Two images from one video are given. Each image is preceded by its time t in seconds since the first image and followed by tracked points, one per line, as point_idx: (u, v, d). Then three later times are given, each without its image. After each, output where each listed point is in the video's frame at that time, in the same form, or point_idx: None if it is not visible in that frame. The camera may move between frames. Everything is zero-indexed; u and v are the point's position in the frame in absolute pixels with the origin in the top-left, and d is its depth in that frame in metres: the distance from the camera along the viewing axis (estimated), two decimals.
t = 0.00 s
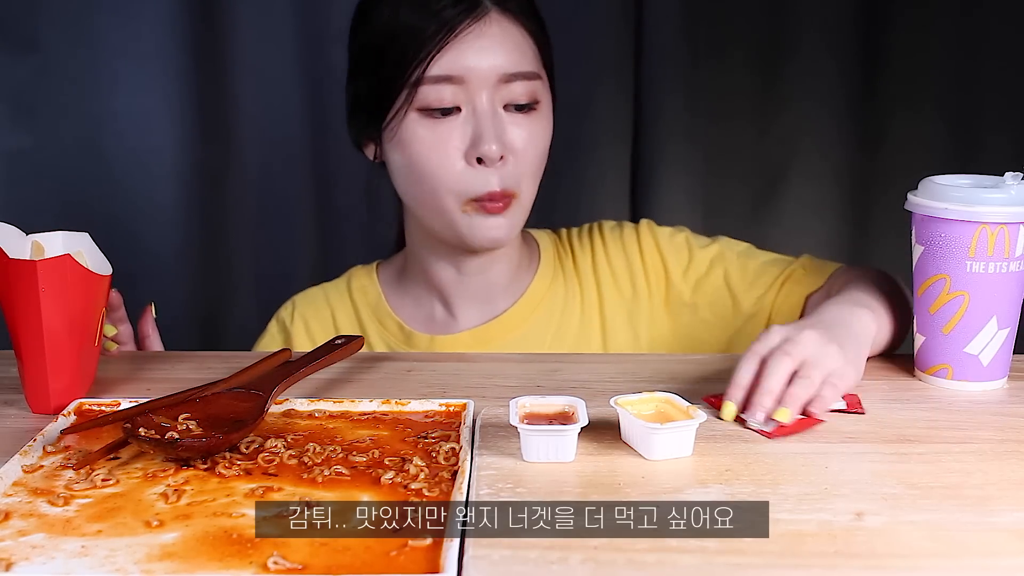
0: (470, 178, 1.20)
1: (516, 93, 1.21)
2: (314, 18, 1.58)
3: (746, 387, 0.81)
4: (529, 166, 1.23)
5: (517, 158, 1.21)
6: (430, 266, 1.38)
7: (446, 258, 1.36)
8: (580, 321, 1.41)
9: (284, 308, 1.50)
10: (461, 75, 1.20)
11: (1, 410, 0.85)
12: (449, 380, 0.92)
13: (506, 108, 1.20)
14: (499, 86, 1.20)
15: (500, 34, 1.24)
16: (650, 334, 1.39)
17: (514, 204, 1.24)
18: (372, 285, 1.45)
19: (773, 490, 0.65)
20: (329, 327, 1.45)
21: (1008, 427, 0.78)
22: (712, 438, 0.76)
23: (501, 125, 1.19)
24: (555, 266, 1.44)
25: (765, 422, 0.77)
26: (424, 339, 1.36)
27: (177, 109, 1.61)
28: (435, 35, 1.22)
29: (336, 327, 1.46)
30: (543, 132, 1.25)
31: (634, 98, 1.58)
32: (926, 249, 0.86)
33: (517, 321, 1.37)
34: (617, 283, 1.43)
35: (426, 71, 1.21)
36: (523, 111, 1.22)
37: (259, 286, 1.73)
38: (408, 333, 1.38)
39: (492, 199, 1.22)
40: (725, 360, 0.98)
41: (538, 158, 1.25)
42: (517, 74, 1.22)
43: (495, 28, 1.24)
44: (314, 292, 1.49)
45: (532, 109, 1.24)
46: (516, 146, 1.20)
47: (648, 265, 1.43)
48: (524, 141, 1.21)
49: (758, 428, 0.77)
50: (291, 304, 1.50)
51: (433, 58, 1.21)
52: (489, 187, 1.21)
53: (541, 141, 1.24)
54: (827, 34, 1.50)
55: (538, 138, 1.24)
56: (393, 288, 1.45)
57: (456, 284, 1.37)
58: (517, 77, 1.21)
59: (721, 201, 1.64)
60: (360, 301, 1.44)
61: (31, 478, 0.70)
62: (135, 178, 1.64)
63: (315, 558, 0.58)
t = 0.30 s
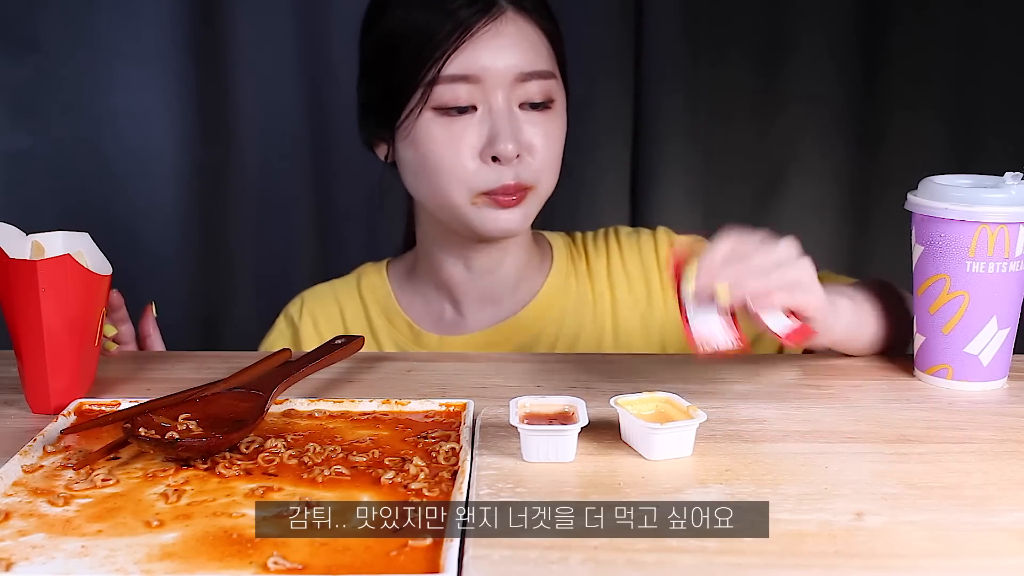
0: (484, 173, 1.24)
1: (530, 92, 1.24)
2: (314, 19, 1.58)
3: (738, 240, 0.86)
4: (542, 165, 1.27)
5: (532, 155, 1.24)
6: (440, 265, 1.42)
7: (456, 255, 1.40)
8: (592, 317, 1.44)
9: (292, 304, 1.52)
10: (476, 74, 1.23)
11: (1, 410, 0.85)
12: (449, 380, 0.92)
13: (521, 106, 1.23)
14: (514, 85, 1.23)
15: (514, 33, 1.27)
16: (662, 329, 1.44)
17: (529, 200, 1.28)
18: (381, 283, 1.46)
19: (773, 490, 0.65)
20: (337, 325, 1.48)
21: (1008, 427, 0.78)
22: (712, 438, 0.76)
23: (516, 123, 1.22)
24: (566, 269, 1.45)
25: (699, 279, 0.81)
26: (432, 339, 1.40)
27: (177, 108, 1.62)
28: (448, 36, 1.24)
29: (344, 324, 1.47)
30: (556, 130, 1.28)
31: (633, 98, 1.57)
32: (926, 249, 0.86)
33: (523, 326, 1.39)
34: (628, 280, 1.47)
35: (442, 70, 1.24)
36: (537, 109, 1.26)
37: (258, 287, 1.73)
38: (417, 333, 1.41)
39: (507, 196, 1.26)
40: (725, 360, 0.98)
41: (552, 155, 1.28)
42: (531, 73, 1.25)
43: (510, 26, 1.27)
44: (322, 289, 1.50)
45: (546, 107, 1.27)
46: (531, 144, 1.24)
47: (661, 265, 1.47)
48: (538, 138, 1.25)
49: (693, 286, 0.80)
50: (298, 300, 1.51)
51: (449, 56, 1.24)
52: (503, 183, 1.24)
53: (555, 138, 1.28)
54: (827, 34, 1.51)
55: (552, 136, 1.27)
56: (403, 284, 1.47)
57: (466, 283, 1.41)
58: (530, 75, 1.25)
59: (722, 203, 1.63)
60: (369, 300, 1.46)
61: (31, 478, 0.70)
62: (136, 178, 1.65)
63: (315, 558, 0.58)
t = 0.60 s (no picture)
0: (482, 171, 1.24)
1: (531, 87, 1.24)
2: (314, 19, 1.58)
3: (788, 178, 0.90)
4: (541, 162, 1.26)
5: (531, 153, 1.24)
6: (445, 267, 1.42)
7: (460, 256, 1.40)
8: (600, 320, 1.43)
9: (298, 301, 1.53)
10: (476, 68, 1.23)
11: (1, 410, 0.85)
12: (449, 380, 0.92)
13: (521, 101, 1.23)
14: (514, 80, 1.23)
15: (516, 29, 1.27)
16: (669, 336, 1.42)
17: (526, 200, 1.27)
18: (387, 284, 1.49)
19: (773, 490, 0.65)
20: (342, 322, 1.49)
21: (1008, 427, 0.77)
22: (712, 438, 0.76)
23: (514, 118, 1.22)
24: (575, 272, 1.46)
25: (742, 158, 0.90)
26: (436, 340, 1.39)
27: (177, 108, 1.62)
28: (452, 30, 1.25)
29: (348, 322, 1.49)
30: (558, 127, 1.28)
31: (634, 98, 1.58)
32: (926, 249, 0.86)
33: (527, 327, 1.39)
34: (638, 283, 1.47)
35: (443, 62, 1.25)
36: (539, 105, 1.25)
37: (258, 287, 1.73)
38: (421, 331, 1.41)
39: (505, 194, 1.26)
40: (725, 360, 0.98)
41: (553, 154, 1.28)
42: (533, 68, 1.25)
43: (513, 21, 1.28)
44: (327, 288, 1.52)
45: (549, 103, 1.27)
46: (531, 142, 1.24)
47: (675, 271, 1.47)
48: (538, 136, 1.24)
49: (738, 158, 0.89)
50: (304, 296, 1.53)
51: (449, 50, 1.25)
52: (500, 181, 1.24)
53: (556, 137, 1.27)
54: (828, 34, 1.51)
55: (552, 133, 1.26)
56: (408, 285, 1.49)
57: (470, 285, 1.42)
58: (532, 71, 1.24)
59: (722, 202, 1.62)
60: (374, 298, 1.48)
61: (31, 478, 0.70)
62: (135, 177, 1.65)
63: (315, 558, 0.57)
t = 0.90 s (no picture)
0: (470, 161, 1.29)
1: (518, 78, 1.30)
2: (314, 19, 1.58)
3: (818, 148, 1.01)
4: (530, 151, 1.30)
5: (519, 142, 1.29)
6: (452, 264, 1.44)
7: (467, 252, 1.42)
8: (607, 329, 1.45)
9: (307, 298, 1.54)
10: (463, 61, 1.31)
11: (1, 410, 0.85)
12: (449, 380, 0.92)
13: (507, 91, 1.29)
14: (501, 72, 1.29)
15: (505, 23, 1.32)
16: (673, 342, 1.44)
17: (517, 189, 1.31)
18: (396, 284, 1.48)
19: (773, 490, 0.65)
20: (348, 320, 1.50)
21: (1008, 427, 0.77)
22: (712, 438, 0.76)
23: (499, 108, 1.28)
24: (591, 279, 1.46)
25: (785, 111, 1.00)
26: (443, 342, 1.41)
27: (176, 108, 1.62)
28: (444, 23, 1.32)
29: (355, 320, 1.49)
30: (549, 116, 1.31)
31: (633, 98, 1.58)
32: (926, 249, 0.86)
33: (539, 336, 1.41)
34: (649, 286, 1.48)
35: (431, 58, 1.33)
36: (526, 95, 1.30)
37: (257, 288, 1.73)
38: (429, 335, 1.42)
39: (495, 183, 1.29)
40: (726, 360, 0.98)
41: (544, 143, 1.31)
42: (521, 60, 1.30)
43: (502, 14, 1.32)
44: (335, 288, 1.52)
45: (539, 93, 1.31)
46: (517, 131, 1.28)
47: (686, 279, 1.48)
48: (524, 125, 1.29)
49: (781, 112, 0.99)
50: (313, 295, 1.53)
51: (437, 43, 1.33)
52: (487, 170, 1.28)
53: (546, 125, 1.30)
54: (827, 34, 1.51)
55: (541, 122, 1.30)
56: (420, 285, 1.49)
57: (476, 283, 1.43)
58: (519, 63, 1.30)
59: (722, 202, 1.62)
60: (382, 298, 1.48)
61: (31, 478, 0.70)
62: (134, 177, 1.65)
63: (315, 558, 0.58)
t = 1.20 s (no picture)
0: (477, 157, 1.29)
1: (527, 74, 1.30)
2: (314, 20, 1.58)
3: (851, 145, 1.05)
4: (538, 147, 1.30)
5: (526, 138, 1.29)
6: (461, 260, 1.44)
7: (476, 248, 1.42)
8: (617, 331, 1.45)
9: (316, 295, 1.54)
10: (471, 57, 1.31)
11: (1, 410, 0.85)
12: (449, 380, 0.92)
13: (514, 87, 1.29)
14: (508, 68, 1.30)
15: (513, 18, 1.32)
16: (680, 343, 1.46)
17: (524, 185, 1.31)
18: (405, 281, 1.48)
19: (773, 490, 0.65)
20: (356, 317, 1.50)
21: (1008, 427, 0.77)
22: (712, 438, 0.76)
23: (507, 104, 1.28)
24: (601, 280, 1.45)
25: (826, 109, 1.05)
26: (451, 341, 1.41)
27: (177, 108, 1.62)
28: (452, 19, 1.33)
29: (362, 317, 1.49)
30: (558, 113, 1.31)
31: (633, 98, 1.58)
32: (926, 248, 0.86)
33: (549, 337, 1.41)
34: (658, 288, 1.47)
35: (439, 53, 1.33)
36: (534, 92, 1.30)
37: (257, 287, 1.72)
38: (437, 334, 1.42)
39: (503, 179, 1.30)
40: (726, 360, 0.98)
41: (552, 139, 1.31)
42: (529, 57, 1.30)
43: (510, 10, 1.33)
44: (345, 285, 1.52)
45: (548, 89, 1.31)
46: (525, 127, 1.29)
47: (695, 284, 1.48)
48: (532, 122, 1.29)
49: (825, 106, 1.04)
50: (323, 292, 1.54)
51: (447, 39, 1.33)
52: (494, 166, 1.29)
53: (555, 121, 1.30)
54: (826, 34, 1.52)
55: (550, 118, 1.30)
56: (429, 282, 1.48)
57: (485, 279, 1.44)
58: (527, 59, 1.30)
59: (722, 203, 1.62)
60: (391, 295, 1.47)
61: (31, 478, 0.70)
62: (135, 177, 1.65)
63: (315, 558, 0.58)
